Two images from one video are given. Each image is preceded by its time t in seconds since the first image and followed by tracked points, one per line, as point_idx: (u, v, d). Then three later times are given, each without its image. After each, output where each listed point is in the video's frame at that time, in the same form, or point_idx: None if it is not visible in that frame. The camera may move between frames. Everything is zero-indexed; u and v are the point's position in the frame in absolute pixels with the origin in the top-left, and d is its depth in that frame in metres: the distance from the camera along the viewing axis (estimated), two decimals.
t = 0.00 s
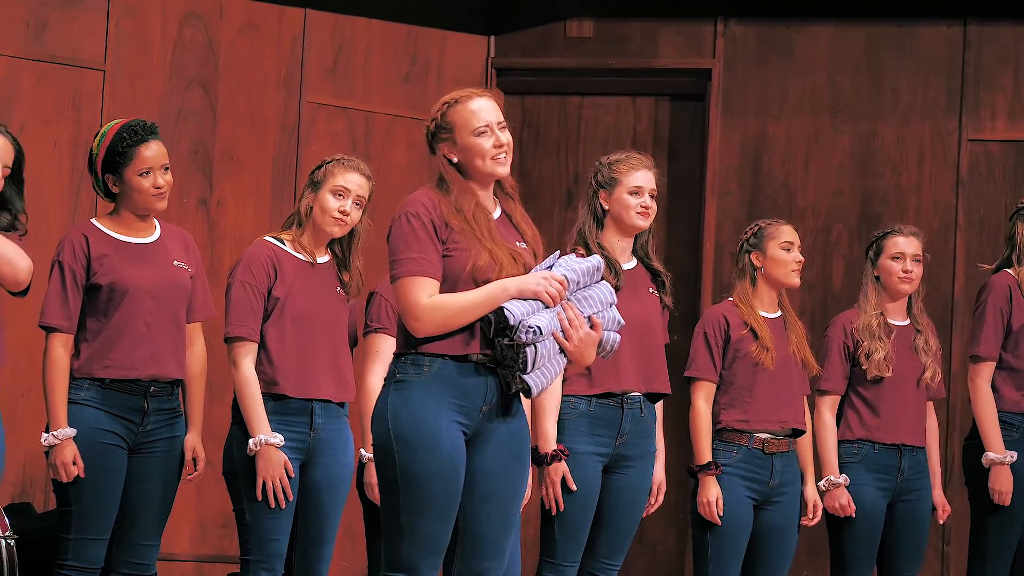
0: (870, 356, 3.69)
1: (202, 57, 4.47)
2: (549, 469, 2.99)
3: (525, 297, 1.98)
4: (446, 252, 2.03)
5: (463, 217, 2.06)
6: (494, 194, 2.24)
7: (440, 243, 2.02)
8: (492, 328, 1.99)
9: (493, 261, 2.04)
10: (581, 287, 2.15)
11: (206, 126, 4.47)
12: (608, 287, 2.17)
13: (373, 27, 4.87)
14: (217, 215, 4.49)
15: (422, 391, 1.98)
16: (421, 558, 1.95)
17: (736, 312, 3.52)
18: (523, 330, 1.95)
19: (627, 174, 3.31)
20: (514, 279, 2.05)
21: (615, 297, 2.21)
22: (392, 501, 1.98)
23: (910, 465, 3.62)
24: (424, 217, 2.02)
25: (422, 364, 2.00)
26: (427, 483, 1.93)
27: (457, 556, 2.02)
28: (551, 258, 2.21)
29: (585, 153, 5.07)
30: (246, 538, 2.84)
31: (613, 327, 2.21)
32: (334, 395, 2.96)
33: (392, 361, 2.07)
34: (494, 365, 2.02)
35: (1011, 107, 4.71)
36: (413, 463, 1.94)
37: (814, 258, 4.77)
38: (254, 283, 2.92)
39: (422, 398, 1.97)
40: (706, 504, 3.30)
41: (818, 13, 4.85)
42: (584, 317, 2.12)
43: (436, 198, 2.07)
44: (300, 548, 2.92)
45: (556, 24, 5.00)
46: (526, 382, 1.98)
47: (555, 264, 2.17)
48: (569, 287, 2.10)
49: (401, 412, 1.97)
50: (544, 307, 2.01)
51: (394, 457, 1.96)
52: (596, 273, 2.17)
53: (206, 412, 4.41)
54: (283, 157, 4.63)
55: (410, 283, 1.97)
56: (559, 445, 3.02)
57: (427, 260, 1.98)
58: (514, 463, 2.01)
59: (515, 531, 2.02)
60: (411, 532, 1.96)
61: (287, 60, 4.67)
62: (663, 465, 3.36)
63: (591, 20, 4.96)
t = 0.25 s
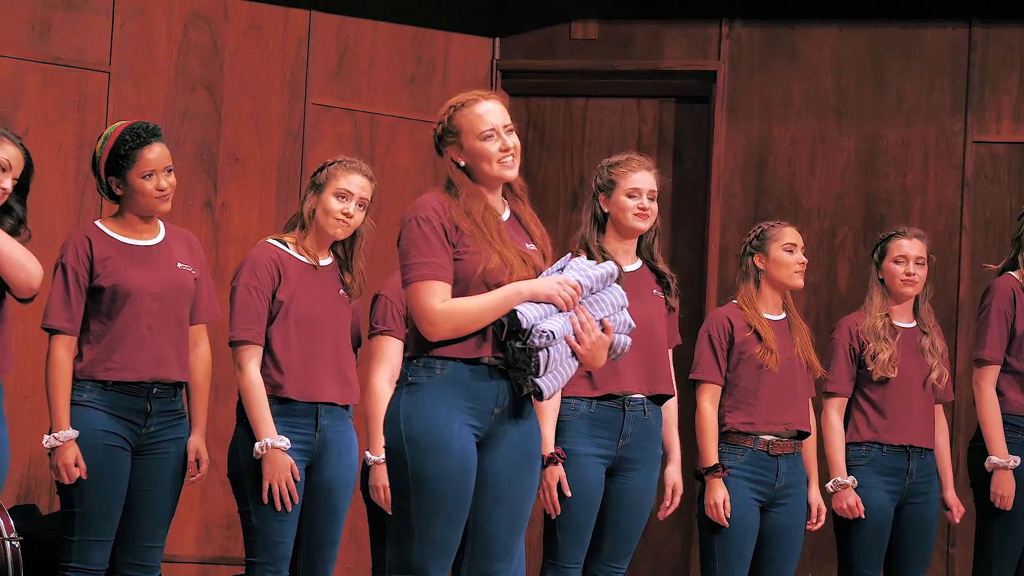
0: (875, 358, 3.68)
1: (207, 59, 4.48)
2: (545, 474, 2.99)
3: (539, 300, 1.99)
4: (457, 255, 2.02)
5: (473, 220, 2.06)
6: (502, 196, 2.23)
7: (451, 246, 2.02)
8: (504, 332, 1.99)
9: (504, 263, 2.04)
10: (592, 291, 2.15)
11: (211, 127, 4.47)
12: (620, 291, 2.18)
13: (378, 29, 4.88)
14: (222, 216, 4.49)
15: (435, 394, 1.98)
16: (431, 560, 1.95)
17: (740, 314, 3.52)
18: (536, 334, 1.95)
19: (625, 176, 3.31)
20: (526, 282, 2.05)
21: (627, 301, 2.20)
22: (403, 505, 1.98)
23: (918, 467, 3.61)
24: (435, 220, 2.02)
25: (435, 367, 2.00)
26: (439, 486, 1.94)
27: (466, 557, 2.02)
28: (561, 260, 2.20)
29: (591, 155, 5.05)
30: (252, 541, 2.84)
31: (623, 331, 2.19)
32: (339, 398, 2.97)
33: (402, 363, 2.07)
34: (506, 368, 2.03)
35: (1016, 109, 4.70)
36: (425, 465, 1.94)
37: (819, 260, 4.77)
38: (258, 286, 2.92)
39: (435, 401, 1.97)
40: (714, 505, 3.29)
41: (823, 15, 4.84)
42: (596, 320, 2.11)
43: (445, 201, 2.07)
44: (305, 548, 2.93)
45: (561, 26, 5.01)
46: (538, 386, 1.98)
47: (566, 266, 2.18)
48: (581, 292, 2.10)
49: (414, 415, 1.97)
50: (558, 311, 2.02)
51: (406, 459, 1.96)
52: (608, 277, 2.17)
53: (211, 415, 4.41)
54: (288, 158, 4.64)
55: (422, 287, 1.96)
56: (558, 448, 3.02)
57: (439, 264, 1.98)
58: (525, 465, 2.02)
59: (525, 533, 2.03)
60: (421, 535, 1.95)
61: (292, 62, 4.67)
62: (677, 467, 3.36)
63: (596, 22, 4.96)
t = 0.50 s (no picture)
0: (881, 356, 3.69)
1: (210, 59, 4.48)
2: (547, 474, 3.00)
3: (552, 302, 1.98)
4: (470, 257, 2.03)
5: (485, 222, 2.06)
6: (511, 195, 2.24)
7: (463, 248, 2.03)
8: (518, 334, 1.99)
9: (516, 265, 2.04)
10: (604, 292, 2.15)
11: (214, 127, 4.47)
12: (632, 291, 2.18)
13: (381, 28, 4.88)
14: (225, 217, 4.49)
15: (448, 396, 2.00)
16: (440, 560, 1.96)
17: (742, 313, 3.52)
18: (552, 336, 1.96)
19: (620, 175, 3.33)
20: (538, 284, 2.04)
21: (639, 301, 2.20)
22: (415, 505, 2.00)
23: (924, 467, 3.61)
24: (446, 223, 2.02)
25: (448, 369, 2.02)
26: (450, 486, 1.95)
27: (475, 557, 2.02)
28: (574, 259, 2.20)
29: (594, 155, 5.04)
30: (253, 541, 2.84)
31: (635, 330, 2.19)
32: (341, 398, 2.96)
33: (418, 366, 2.09)
34: (520, 370, 2.03)
35: (1019, 109, 4.70)
36: (436, 465, 1.96)
37: (822, 260, 4.76)
38: (261, 287, 2.92)
39: (448, 403, 1.99)
40: (713, 507, 3.29)
41: (826, 16, 4.84)
42: (609, 322, 2.11)
43: (456, 203, 2.07)
44: (307, 549, 2.93)
45: (564, 26, 5.01)
46: (552, 387, 1.98)
47: (578, 267, 2.17)
48: (595, 294, 2.08)
49: (427, 417, 2.00)
50: (572, 314, 2.02)
51: (419, 460, 1.99)
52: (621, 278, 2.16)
53: (214, 414, 4.41)
54: (290, 158, 4.64)
55: (435, 290, 1.97)
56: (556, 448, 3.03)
57: (451, 267, 1.98)
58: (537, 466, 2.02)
59: (535, 533, 2.02)
60: (431, 535, 1.97)
61: (294, 62, 4.67)
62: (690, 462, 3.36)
63: (599, 22, 4.96)
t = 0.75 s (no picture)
0: (883, 355, 3.69)
1: (211, 59, 4.48)
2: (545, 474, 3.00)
3: (562, 302, 1.99)
4: (479, 258, 2.04)
5: (494, 223, 2.07)
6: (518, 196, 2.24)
7: (472, 249, 2.03)
8: (528, 334, 2.01)
9: (526, 266, 2.05)
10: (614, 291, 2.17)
11: (215, 128, 4.47)
12: (642, 291, 2.19)
13: (382, 28, 4.88)
14: (227, 217, 4.49)
15: (459, 397, 2.00)
16: (449, 561, 1.97)
17: (743, 312, 3.51)
18: (563, 337, 1.98)
19: (621, 174, 3.35)
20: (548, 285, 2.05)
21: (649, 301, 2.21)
22: (423, 505, 2.01)
23: (927, 467, 3.61)
24: (455, 225, 2.03)
25: (458, 370, 2.02)
26: (460, 487, 1.96)
27: (482, 557, 2.03)
28: (583, 259, 2.20)
29: (595, 156, 5.04)
30: (255, 541, 2.85)
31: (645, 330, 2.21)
32: (343, 399, 2.96)
33: (427, 367, 2.08)
34: (530, 370, 2.04)
35: (1021, 109, 4.70)
36: (447, 466, 1.97)
37: (823, 260, 4.76)
38: (264, 287, 2.92)
39: (459, 404, 2.00)
40: (712, 506, 3.30)
41: (828, 16, 4.83)
42: (619, 321, 2.13)
43: (465, 204, 2.07)
44: (310, 549, 2.93)
45: (566, 26, 5.00)
46: (562, 387, 2.00)
47: (587, 266, 2.18)
48: (605, 294, 2.10)
49: (437, 418, 2.00)
50: (583, 314, 2.04)
51: (429, 461, 1.99)
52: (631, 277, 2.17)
53: (215, 414, 4.41)
54: (292, 158, 4.64)
55: (446, 291, 1.97)
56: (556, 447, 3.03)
57: (462, 268, 1.99)
58: (546, 466, 2.03)
59: (542, 532, 2.04)
60: (440, 535, 1.98)
61: (296, 62, 4.67)
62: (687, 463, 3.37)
63: (601, 22, 4.96)
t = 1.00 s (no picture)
0: (888, 352, 3.69)
1: (214, 57, 4.48)
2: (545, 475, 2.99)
3: (569, 301, 2.00)
4: (485, 257, 2.04)
5: (500, 222, 2.07)
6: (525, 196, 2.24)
7: (478, 248, 2.03)
8: (535, 333, 2.01)
9: (531, 265, 2.05)
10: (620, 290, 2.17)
11: (218, 126, 4.47)
12: (647, 289, 2.19)
13: (385, 26, 4.88)
14: (230, 215, 4.49)
15: (465, 396, 2.00)
16: (454, 559, 1.97)
17: (746, 311, 3.51)
18: (569, 335, 1.98)
19: (623, 175, 3.36)
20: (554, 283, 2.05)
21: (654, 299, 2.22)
22: (428, 502, 2.01)
23: (930, 465, 3.60)
24: (462, 224, 2.02)
25: (465, 368, 2.02)
26: (466, 485, 1.96)
27: (487, 555, 2.04)
28: (589, 258, 2.20)
29: (598, 154, 5.04)
30: (258, 539, 2.85)
31: (651, 328, 2.21)
32: (347, 397, 2.96)
33: (433, 364, 2.08)
34: (536, 369, 2.04)
35: None
36: (452, 464, 1.97)
37: (826, 258, 4.75)
38: (268, 286, 2.92)
39: (465, 403, 1.99)
40: (713, 504, 3.30)
41: (830, 14, 4.83)
42: (625, 320, 2.13)
43: (472, 203, 2.07)
44: (311, 548, 2.92)
45: (569, 25, 4.99)
46: (569, 386, 1.99)
47: (593, 264, 2.18)
48: (611, 292, 2.10)
49: (443, 416, 2.00)
50: (589, 313, 2.04)
51: (435, 459, 1.99)
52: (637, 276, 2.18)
53: (218, 412, 4.42)
54: (295, 156, 4.64)
55: (451, 290, 1.97)
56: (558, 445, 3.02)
57: (468, 266, 1.99)
58: (551, 464, 2.03)
59: (547, 530, 2.04)
60: (445, 533, 1.98)
61: (299, 60, 4.67)
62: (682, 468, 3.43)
63: (604, 21, 4.94)
